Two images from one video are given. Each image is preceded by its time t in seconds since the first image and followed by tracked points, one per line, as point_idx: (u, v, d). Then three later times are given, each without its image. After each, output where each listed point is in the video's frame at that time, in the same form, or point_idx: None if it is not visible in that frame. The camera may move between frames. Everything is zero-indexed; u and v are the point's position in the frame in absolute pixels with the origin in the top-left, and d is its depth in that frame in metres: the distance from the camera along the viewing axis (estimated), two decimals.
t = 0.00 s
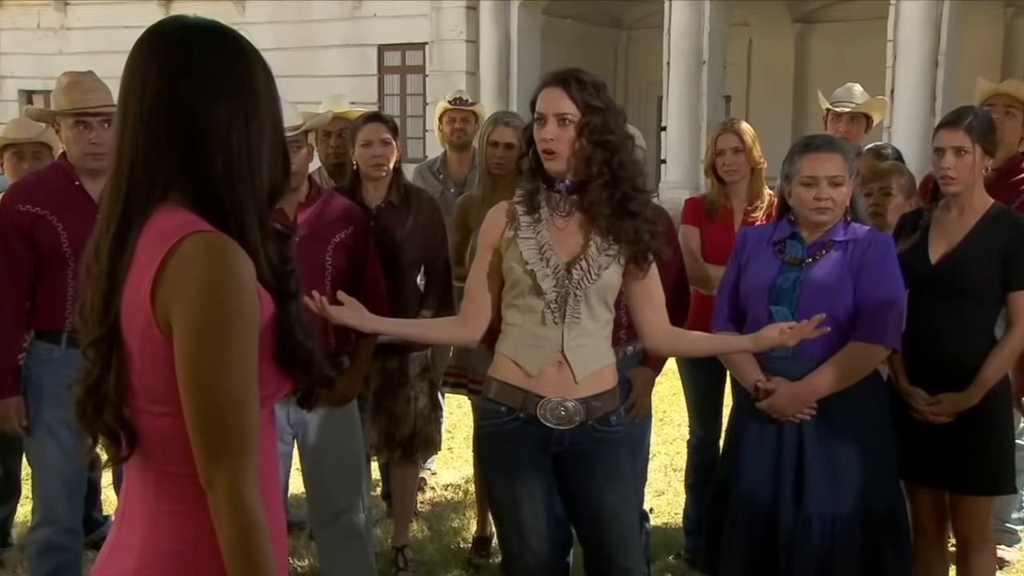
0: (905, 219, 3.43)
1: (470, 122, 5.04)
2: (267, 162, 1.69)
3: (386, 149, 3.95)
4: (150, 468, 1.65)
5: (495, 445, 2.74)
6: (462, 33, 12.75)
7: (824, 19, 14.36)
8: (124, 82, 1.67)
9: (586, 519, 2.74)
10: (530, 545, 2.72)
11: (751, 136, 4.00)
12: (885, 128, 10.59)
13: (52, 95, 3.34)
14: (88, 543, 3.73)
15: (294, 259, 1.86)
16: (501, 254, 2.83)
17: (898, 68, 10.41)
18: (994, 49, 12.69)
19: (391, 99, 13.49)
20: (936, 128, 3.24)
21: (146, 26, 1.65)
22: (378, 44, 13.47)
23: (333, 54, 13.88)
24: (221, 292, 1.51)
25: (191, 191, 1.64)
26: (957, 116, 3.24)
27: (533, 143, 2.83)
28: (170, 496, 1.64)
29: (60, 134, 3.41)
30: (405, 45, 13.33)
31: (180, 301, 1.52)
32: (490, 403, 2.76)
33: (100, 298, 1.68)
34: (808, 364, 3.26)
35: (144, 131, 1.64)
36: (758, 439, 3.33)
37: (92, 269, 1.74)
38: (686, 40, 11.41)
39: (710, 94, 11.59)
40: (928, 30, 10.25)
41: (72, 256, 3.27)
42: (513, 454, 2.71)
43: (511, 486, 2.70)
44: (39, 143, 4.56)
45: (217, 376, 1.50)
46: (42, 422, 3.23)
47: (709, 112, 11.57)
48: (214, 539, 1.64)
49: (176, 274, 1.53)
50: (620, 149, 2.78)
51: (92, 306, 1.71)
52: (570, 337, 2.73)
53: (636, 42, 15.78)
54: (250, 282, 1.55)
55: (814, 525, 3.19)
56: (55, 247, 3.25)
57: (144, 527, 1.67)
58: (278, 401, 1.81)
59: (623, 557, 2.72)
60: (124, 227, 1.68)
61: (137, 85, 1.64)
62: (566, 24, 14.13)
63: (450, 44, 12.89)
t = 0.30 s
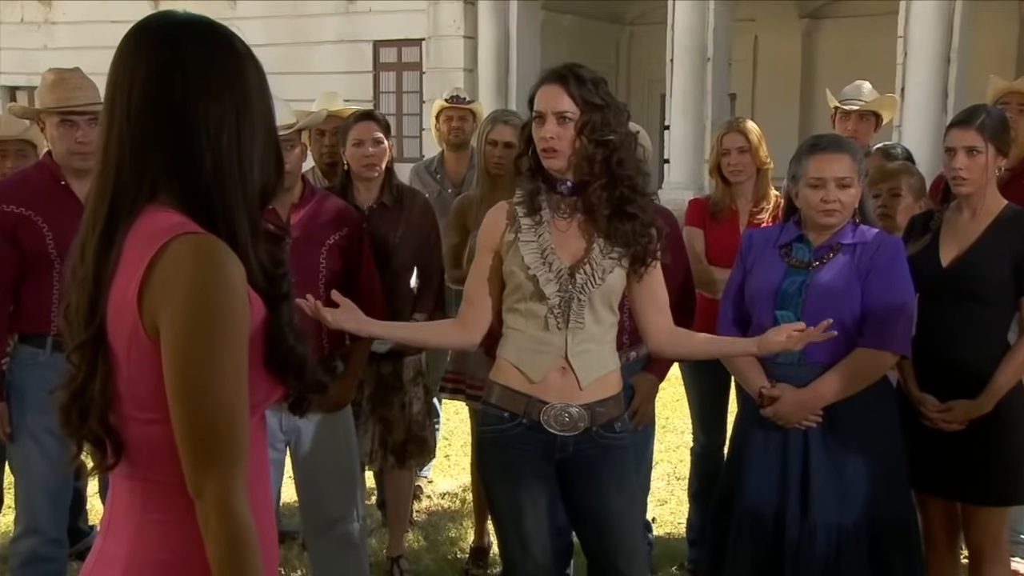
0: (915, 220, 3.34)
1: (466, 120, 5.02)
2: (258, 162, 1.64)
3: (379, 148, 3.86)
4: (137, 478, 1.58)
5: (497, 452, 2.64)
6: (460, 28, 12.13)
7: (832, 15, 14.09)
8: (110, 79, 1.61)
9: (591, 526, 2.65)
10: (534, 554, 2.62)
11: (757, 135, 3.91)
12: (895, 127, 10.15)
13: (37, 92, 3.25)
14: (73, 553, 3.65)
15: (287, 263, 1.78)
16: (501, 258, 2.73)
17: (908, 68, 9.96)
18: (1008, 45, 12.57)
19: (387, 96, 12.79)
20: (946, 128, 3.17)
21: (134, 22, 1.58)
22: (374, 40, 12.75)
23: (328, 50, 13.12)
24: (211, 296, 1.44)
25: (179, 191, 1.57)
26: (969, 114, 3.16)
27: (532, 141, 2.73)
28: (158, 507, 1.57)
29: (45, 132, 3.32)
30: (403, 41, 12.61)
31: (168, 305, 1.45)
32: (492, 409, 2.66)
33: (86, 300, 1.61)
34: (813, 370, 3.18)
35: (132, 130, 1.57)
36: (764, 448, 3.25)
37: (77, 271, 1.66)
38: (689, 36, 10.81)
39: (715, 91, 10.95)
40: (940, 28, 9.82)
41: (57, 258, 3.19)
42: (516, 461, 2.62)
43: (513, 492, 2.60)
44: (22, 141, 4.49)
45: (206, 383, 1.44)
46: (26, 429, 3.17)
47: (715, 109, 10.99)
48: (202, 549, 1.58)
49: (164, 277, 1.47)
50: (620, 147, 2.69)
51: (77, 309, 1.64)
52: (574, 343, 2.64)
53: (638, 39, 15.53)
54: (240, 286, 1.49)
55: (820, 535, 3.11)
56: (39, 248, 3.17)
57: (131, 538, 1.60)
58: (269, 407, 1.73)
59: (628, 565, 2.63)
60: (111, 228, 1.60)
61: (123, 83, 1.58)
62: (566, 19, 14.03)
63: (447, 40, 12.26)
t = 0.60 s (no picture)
0: (925, 222, 3.26)
1: (463, 118, 4.92)
2: (249, 165, 1.54)
3: (369, 147, 3.76)
4: (121, 488, 1.49)
5: (490, 458, 2.57)
6: (456, 21, 11.14)
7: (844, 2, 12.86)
8: (93, 72, 1.51)
9: (582, 537, 2.57)
10: (525, 561, 2.56)
11: (762, 133, 3.83)
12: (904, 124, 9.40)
13: (19, 88, 3.22)
14: (54, 564, 3.57)
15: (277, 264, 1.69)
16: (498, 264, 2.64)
17: (919, 61, 9.23)
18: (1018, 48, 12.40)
19: (380, 92, 11.73)
20: (959, 126, 3.09)
21: (120, 13, 1.49)
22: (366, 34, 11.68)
23: (318, 44, 12.00)
24: (196, 298, 1.36)
25: (166, 195, 1.48)
26: (982, 112, 3.08)
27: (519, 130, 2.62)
28: (142, 520, 1.48)
29: (28, 128, 3.30)
30: (398, 36, 11.57)
31: (152, 307, 1.36)
32: (486, 413, 2.59)
33: (68, 301, 1.51)
34: (817, 375, 3.08)
35: (116, 125, 1.48)
36: (768, 454, 3.16)
37: (58, 272, 1.56)
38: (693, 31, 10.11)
39: (721, 88, 10.21)
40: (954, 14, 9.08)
41: (40, 258, 3.16)
42: (508, 468, 2.55)
43: (503, 497, 2.54)
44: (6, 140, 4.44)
45: (192, 388, 1.36)
46: (6, 436, 3.12)
47: (719, 107, 10.23)
48: (185, 562, 1.49)
49: (148, 277, 1.38)
50: (615, 143, 2.57)
51: (57, 311, 1.55)
52: (567, 349, 2.54)
53: (639, 35, 14.21)
54: (228, 286, 1.41)
55: (822, 544, 3.03)
56: (23, 248, 3.14)
57: (112, 553, 1.50)
58: (258, 413, 1.63)
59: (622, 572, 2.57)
60: (93, 227, 1.51)
61: (106, 80, 1.48)
62: (568, 11, 13.29)
63: (443, 34, 11.27)
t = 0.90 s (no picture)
0: (935, 225, 3.19)
1: (461, 117, 4.83)
2: (239, 168, 1.52)
3: (366, 146, 3.68)
4: (108, 496, 1.48)
5: (496, 464, 2.50)
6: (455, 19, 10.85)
7: (847, 7, 12.73)
8: (80, 74, 1.48)
9: (597, 542, 2.50)
10: (532, 567, 2.49)
11: (767, 134, 3.79)
12: (915, 125, 9.22)
13: (6, 85, 3.17)
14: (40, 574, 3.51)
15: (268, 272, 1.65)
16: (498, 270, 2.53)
17: (931, 60, 8.98)
18: None
19: (377, 91, 11.41)
20: (971, 126, 3.02)
21: (108, 15, 1.46)
22: (360, 29, 11.40)
23: (313, 41, 11.70)
24: (185, 307, 1.35)
25: (153, 199, 1.46)
26: (995, 113, 3.01)
27: (509, 138, 2.52)
28: (132, 529, 1.46)
29: (14, 126, 3.25)
30: (395, 32, 11.26)
31: (140, 315, 1.35)
32: (492, 418, 2.52)
33: (54, 308, 1.48)
34: (822, 385, 2.99)
35: (103, 129, 1.45)
36: (770, 463, 3.08)
37: (43, 276, 1.53)
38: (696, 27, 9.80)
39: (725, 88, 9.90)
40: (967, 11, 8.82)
41: (26, 259, 3.12)
42: (518, 473, 2.47)
43: (511, 505, 2.47)
44: None
45: (182, 396, 1.35)
46: None
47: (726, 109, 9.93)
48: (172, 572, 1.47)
49: (136, 285, 1.36)
50: (605, 151, 2.49)
51: (43, 316, 1.51)
52: (577, 360, 2.48)
53: (643, 31, 13.91)
54: (216, 293, 1.40)
55: (825, 559, 2.93)
56: (9, 249, 3.10)
57: (101, 561, 1.49)
58: (252, 419, 1.61)
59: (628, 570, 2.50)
60: (81, 235, 1.47)
61: (93, 79, 1.46)
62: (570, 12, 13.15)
63: (442, 32, 10.96)
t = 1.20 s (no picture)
0: (950, 229, 3.12)
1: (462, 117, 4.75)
2: (230, 178, 1.48)
3: (362, 148, 3.60)
4: (106, 512, 1.44)
5: (497, 479, 2.40)
6: (456, 17, 10.68)
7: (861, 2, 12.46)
8: (67, 77, 1.43)
9: (602, 560, 2.40)
10: None
11: (777, 136, 3.75)
12: (931, 126, 8.96)
13: None
14: None
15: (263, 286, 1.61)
16: (499, 286, 2.42)
17: (947, 58, 8.81)
18: None
19: (376, 91, 11.29)
20: (986, 127, 2.95)
21: (96, 15, 1.41)
22: (359, 27, 11.24)
23: (310, 38, 11.56)
24: (181, 317, 1.30)
25: (140, 207, 1.41)
26: (1012, 113, 2.93)
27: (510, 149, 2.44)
28: (133, 544, 1.43)
29: (3, 127, 3.18)
30: (393, 30, 11.12)
31: (137, 326, 1.30)
32: (495, 432, 2.43)
33: (40, 319, 1.42)
34: (829, 395, 2.92)
35: (95, 133, 1.39)
36: (773, 477, 3.02)
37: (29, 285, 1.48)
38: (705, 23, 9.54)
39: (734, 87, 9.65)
40: (984, 10, 8.66)
41: (14, 264, 3.05)
42: (520, 487, 2.38)
43: (513, 521, 2.37)
44: None
45: (184, 410, 1.31)
46: None
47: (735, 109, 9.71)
48: None
49: (132, 296, 1.32)
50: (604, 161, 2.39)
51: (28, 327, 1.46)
52: (585, 373, 2.40)
53: (649, 29, 13.61)
54: (212, 300, 1.35)
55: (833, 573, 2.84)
56: None
57: None
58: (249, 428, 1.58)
59: None
60: (69, 243, 1.41)
61: (83, 81, 1.40)
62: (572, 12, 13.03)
63: (441, 31, 10.82)
